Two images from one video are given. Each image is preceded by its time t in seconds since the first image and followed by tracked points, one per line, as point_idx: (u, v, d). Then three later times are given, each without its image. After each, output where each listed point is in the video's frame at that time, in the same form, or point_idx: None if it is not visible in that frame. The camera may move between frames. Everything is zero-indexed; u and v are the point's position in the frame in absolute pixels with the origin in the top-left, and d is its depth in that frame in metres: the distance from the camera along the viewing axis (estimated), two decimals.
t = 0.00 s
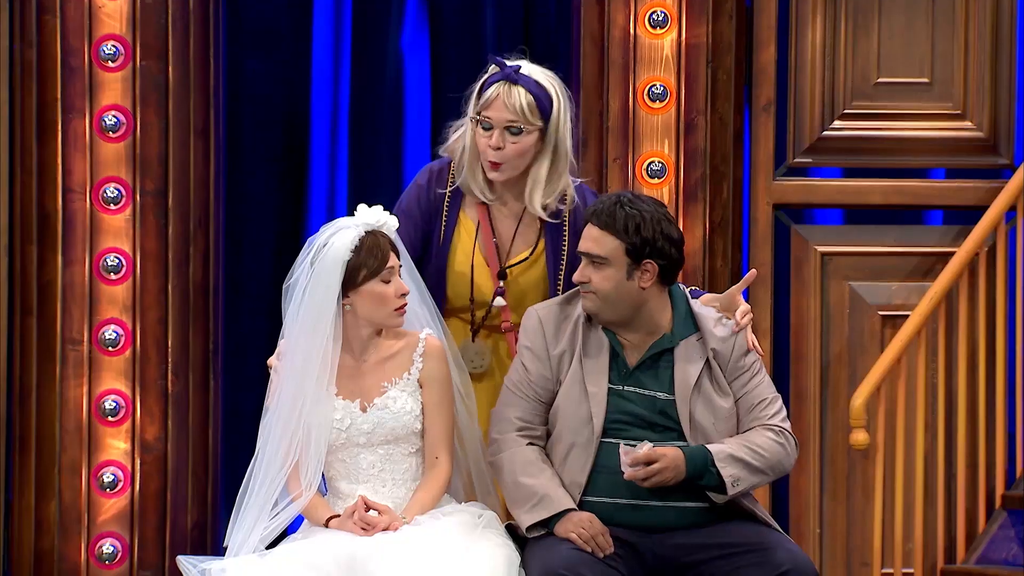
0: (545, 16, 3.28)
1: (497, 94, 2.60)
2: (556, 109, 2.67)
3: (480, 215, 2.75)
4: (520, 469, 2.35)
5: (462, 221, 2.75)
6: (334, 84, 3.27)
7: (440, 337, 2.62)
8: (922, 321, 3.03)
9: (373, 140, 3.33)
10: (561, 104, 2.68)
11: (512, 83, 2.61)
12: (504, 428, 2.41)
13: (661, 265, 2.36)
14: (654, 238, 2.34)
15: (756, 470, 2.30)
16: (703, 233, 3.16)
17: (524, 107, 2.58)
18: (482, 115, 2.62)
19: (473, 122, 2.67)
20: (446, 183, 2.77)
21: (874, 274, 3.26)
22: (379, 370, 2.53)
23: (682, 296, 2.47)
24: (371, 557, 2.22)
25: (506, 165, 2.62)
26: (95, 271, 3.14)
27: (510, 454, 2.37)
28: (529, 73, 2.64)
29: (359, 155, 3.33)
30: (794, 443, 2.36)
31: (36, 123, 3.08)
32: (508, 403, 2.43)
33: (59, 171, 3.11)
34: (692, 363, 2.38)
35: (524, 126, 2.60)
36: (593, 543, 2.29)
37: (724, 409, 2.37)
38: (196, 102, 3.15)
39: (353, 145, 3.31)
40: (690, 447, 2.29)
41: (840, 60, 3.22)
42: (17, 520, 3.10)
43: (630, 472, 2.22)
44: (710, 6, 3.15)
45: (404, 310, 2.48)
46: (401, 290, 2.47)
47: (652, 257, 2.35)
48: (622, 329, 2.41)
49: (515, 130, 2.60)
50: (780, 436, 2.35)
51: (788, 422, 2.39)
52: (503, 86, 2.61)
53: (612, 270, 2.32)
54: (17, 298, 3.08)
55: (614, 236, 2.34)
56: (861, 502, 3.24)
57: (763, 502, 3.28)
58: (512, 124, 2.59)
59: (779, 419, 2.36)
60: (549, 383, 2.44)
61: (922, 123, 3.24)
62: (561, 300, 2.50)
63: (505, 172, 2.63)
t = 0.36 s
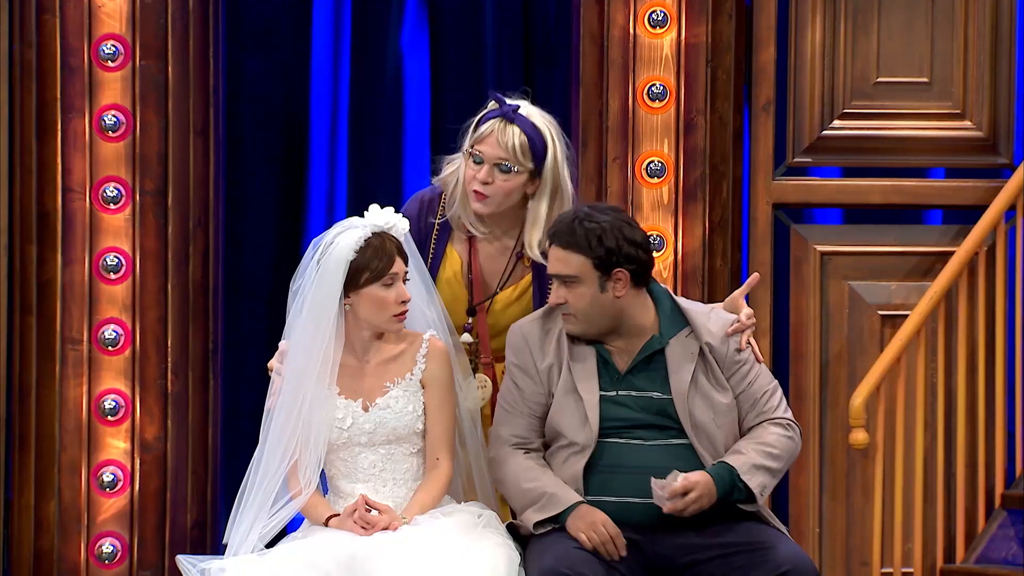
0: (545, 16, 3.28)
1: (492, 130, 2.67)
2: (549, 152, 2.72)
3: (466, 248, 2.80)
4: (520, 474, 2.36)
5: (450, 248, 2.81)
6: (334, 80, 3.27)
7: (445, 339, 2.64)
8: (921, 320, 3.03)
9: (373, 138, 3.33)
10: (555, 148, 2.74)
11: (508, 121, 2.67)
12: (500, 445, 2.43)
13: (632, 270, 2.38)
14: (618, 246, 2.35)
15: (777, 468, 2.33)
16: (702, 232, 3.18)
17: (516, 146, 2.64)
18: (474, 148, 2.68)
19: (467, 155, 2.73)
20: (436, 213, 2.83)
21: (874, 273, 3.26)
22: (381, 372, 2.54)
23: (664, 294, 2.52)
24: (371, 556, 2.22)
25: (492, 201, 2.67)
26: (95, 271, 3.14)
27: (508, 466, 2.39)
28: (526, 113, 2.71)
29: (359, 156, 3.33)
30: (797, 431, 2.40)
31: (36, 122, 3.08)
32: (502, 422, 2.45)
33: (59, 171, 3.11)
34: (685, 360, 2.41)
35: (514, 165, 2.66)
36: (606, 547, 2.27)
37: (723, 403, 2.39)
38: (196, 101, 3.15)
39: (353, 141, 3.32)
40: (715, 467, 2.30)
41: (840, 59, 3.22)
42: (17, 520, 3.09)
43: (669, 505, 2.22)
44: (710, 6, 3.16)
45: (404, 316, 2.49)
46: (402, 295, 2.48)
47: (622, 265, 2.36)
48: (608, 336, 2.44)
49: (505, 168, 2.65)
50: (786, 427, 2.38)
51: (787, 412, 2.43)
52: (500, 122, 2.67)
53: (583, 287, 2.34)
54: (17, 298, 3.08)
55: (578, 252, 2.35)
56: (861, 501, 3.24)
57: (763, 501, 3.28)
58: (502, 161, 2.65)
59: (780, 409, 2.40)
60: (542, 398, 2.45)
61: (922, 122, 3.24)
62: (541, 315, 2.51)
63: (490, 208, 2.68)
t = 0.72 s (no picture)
0: (545, 15, 3.28)
1: (485, 149, 2.73)
2: (540, 166, 2.80)
3: (458, 264, 2.86)
4: (513, 482, 2.35)
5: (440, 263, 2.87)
6: (334, 80, 3.27)
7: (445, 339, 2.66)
8: (921, 318, 3.03)
9: (373, 137, 3.32)
10: (545, 160, 2.82)
11: (500, 138, 2.74)
12: (490, 455, 2.42)
13: (607, 273, 2.38)
14: (592, 249, 2.35)
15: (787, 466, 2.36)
16: (702, 231, 3.19)
17: (511, 163, 2.72)
18: (467, 167, 2.74)
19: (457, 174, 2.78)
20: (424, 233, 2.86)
21: (874, 272, 3.26)
22: (388, 370, 2.55)
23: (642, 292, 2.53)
24: (371, 554, 2.22)
25: (490, 218, 2.74)
26: (95, 269, 3.14)
27: (501, 474, 2.38)
28: (514, 128, 2.78)
29: (359, 155, 3.32)
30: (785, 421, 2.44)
31: (36, 120, 3.08)
32: (489, 431, 2.45)
33: (59, 169, 3.11)
34: (668, 355, 2.42)
35: (509, 182, 2.73)
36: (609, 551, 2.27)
37: (709, 400, 2.41)
38: (196, 99, 3.15)
39: (353, 140, 3.31)
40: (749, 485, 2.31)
41: (840, 58, 3.22)
42: (16, 518, 3.09)
43: (726, 531, 2.26)
44: (709, 4, 3.17)
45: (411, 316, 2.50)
46: (411, 294, 2.49)
47: (597, 268, 2.36)
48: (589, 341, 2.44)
49: (501, 185, 2.73)
50: (778, 421, 2.42)
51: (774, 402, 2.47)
52: (491, 140, 2.74)
53: (559, 292, 2.34)
54: (17, 296, 3.08)
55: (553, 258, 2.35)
56: (861, 500, 3.24)
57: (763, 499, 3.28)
58: (498, 179, 2.72)
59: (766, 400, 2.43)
60: (527, 405, 2.45)
61: (922, 120, 3.24)
62: (521, 321, 2.51)
63: (488, 224, 2.75)
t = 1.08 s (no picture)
0: (545, 6, 3.28)
1: (475, 114, 2.78)
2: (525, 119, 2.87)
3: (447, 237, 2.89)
4: (513, 467, 2.35)
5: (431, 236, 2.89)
6: (334, 71, 3.27)
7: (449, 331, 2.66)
8: (921, 309, 3.04)
9: (373, 130, 3.33)
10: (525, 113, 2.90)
11: (485, 100, 2.80)
12: (490, 438, 2.42)
13: (607, 259, 2.38)
14: (596, 234, 2.37)
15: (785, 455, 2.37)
16: (702, 220, 3.19)
17: (504, 121, 2.78)
18: (462, 137, 2.78)
19: (449, 146, 2.81)
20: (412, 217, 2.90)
21: (874, 262, 3.26)
22: (390, 361, 2.55)
23: (641, 282, 2.54)
24: (372, 544, 2.22)
25: (495, 181, 2.80)
26: (95, 259, 3.14)
27: (501, 459, 2.38)
28: (494, 90, 2.84)
29: (359, 144, 3.33)
30: (781, 408, 2.45)
31: (36, 110, 3.07)
32: (487, 415, 2.45)
33: (59, 159, 3.11)
34: (660, 342, 2.42)
35: (506, 142, 2.81)
36: (611, 540, 2.28)
37: (702, 389, 2.42)
38: (196, 89, 3.15)
39: (353, 132, 3.32)
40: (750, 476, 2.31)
41: (840, 48, 3.22)
42: (17, 507, 3.09)
43: (729, 523, 2.26)
44: None
45: (413, 309, 2.50)
46: (413, 287, 2.48)
47: (597, 253, 2.37)
48: (584, 324, 2.45)
49: (499, 145, 2.80)
50: (773, 409, 2.43)
51: (769, 389, 2.48)
52: (479, 105, 2.79)
53: (557, 269, 2.37)
54: (17, 286, 3.07)
55: (558, 235, 2.38)
56: (861, 490, 3.24)
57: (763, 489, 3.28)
58: (496, 140, 2.79)
59: (762, 388, 2.44)
60: (524, 387, 2.46)
61: (922, 111, 3.24)
62: (520, 303, 2.52)
63: (493, 188, 2.81)
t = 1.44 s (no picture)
0: None
1: (459, 107, 2.82)
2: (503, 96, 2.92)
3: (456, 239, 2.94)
4: (514, 457, 2.36)
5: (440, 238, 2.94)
6: (334, 66, 3.27)
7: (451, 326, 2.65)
8: (921, 302, 3.04)
9: (373, 124, 3.33)
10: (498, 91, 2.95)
11: (460, 92, 2.84)
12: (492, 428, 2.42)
13: (621, 247, 2.41)
14: (611, 220, 2.40)
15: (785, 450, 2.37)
16: (702, 214, 3.19)
17: (487, 103, 2.83)
18: (455, 131, 2.82)
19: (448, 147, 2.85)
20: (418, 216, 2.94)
21: (874, 255, 3.26)
22: (389, 354, 2.54)
23: (645, 272, 2.54)
24: (371, 537, 2.21)
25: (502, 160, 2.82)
26: (95, 252, 3.14)
27: (502, 447, 2.38)
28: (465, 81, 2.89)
29: (359, 136, 3.33)
30: (781, 403, 2.45)
31: (36, 102, 3.07)
32: (489, 404, 2.46)
33: (59, 151, 3.11)
34: (661, 333, 2.43)
35: (497, 121, 2.83)
36: (610, 533, 2.27)
37: (704, 379, 2.42)
38: (196, 82, 3.15)
39: (353, 125, 3.32)
40: (750, 469, 2.31)
41: (840, 41, 3.22)
42: (18, 501, 3.09)
43: (729, 515, 2.25)
44: None
45: (410, 301, 2.50)
46: (409, 279, 2.48)
47: (610, 239, 2.39)
48: (587, 314, 2.46)
49: (492, 127, 2.82)
50: (774, 403, 2.43)
51: (770, 384, 2.48)
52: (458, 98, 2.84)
53: (571, 254, 2.37)
54: (17, 279, 3.07)
55: (573, 220, 2.39)
56: (862, 483, 3.25)
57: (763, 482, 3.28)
58: (487, 123, 2.82)
59: (763, 383, 2.45)
60: (526, 375, 2.47)
61: (923, 104, 3.24)
62: (525, 292, 2.53)
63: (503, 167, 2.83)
